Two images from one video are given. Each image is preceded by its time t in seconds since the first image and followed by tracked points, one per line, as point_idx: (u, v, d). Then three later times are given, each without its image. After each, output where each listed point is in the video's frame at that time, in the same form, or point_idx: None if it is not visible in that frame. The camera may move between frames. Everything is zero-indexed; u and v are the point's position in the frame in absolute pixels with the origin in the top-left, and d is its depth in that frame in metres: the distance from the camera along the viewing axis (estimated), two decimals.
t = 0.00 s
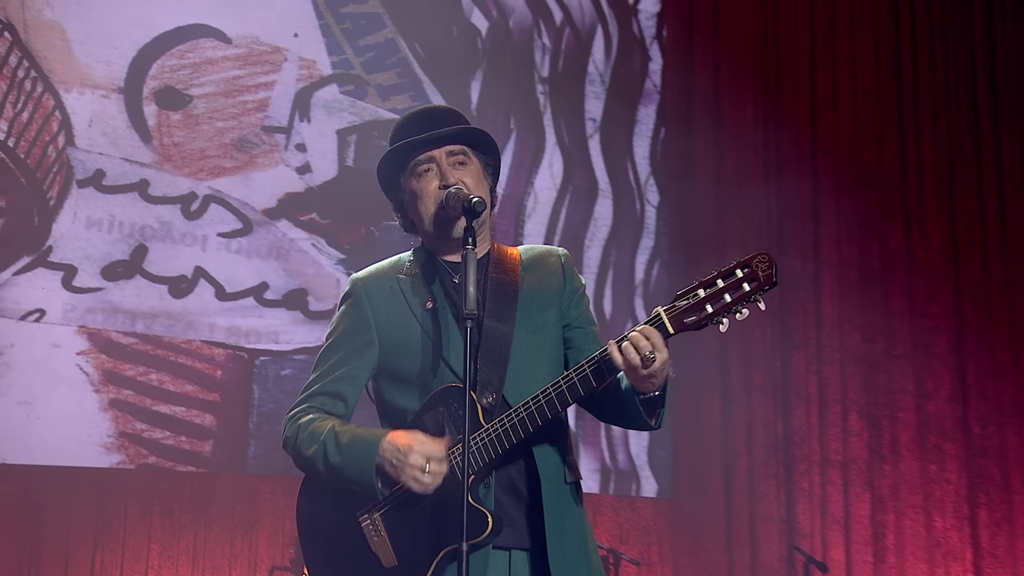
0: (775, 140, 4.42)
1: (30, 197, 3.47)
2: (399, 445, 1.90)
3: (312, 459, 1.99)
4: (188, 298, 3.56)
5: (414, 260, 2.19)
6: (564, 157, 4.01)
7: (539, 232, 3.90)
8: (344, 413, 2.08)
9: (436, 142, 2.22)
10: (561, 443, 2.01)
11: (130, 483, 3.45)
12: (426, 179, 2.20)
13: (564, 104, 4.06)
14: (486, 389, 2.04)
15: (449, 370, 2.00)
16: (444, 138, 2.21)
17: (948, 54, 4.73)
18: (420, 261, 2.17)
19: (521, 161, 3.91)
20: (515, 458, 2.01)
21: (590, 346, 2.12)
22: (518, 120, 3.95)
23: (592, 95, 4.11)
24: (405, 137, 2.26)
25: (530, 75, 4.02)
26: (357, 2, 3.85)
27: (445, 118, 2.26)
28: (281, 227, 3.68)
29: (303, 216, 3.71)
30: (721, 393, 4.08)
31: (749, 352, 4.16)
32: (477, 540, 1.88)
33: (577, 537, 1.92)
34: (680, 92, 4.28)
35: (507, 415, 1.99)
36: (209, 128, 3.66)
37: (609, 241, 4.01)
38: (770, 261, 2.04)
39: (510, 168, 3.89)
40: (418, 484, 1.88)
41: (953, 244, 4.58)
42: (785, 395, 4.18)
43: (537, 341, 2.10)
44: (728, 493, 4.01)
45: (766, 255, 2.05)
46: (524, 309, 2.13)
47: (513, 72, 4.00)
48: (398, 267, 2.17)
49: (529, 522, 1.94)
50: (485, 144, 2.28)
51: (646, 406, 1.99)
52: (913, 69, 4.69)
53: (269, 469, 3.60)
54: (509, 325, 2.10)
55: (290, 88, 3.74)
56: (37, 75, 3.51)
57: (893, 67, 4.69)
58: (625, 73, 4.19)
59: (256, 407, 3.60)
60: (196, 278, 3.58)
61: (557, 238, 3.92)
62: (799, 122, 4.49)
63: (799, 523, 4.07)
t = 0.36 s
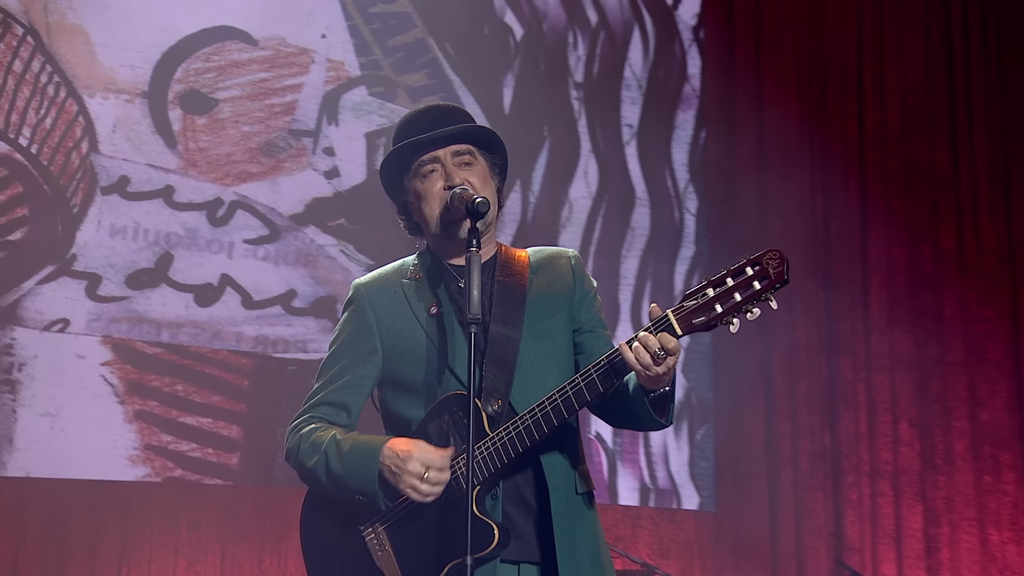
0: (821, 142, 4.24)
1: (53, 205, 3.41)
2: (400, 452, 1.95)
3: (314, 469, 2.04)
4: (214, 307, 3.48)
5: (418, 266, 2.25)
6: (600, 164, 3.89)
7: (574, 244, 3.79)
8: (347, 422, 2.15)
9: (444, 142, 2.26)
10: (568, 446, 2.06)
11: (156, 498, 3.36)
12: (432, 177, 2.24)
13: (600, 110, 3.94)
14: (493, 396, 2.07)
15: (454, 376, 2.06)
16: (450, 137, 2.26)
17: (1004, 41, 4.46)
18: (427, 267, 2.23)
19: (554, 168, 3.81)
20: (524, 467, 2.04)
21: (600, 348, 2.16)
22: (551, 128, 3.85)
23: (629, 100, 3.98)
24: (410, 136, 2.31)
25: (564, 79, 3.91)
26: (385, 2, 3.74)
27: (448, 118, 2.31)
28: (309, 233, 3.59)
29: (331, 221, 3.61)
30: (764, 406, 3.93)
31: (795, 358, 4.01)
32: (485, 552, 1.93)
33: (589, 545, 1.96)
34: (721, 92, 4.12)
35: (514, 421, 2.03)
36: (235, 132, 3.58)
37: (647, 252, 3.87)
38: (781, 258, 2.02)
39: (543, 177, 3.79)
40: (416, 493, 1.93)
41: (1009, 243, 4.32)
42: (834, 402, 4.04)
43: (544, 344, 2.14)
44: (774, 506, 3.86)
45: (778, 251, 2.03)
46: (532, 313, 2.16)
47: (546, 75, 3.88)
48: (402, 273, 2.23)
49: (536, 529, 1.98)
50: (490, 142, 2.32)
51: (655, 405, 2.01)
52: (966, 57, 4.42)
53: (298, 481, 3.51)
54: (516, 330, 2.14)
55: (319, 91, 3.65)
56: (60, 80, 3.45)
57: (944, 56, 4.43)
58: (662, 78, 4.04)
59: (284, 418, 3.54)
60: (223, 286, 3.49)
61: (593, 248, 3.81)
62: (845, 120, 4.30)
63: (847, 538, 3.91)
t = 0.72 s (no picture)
0: (867, 141, 3.84)
1: (78, 214, 3.34)
2: (405, 485, 1.98)
3: (312, 483, 2.11)
4: (242, 317, 3.38)
5: (421, 270, 2.32)
6: (640, 173, 3.76)
7: (611, 255, 3.68)
8: (348, 434, 2.21)
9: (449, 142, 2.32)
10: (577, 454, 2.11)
11: (183, 513, 3.28)
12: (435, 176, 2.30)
13: (638, 116, 3.78)
14: (499, 407, 2.09)
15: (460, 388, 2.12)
16: (453, 137, 2.31)
17: None
18: (432, 272, 2.30)
19: (591, 177, 3.70)
20: (531, 481, 2.09)
21: (610, 354, 2.18)
22: (587, 134, 3.72)
23: (669, 105, 3.82)
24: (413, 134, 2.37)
25: (601, 85, 3.76)
26: (417, 2, 3.63)
27: (453, 117, 2.37)
28: (339, 241, 3.48)
29: (362, 228, 3.49)
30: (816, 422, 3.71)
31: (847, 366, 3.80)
32: (491, 569, 1.97)
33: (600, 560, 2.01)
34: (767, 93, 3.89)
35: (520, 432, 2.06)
36: (263, 137, 3.48)
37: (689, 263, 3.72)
38: (796, 262, 1.94)
39: (580, 187, 3.68)
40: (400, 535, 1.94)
41: None
42: (886, 415, 3.69)
43: (551, 351, 2.17)
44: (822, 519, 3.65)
45: (793, 254, 1.95)
46: (540, 318, 2.20)
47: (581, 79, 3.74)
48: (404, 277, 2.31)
49: (544, 543, 2.03)
50: (493, 140, 2.37)
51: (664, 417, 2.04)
52: None
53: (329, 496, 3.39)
54: (523, 337, 2.17)
55: (348, 94, 3.53)
56: (85, 86, 3.38)
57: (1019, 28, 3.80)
58: (702, 85, 3.85)
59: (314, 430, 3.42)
60: (250, 296, 3.40)
61: (633, 259, 3.69)
62: (896, 115, 3.84)
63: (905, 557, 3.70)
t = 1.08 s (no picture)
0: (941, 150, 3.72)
1: (120, 231, 3.25)
2: (425, 481, 2.21)
3: (331, 501, 2.32)
4: (288, 335, 3.30)
5: (441, 283, 2.53)
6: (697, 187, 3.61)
7: (668, 274, 3.54)
8: (364, 453, 2.42)
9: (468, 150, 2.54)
10: (607, 472, 2.31)
11: (229, 539, 3.19)
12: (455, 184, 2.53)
13: (695, 129, 3.64)
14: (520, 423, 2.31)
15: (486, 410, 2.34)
16: (471, 147, 2.53)
17: None
18: (453, 286, 2.52)
19: (647, 195, 3.56)
20: (554, 502, 2.27)
21: (631, 370, 2.37)
22: (642, 150, 3.58)
23: (728, 118, 3.67)
24: (434, 143, 2.59)
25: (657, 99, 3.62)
26: (465, 8, 3.51)
27: (474, 123, 2.57)
28: (386, 256, 3.41)
29: (410, 243, 3.44)
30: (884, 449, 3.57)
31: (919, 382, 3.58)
32: None
33: None
34: (831, 108, 3.76)
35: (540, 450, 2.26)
36: (307, 151, 3.39)
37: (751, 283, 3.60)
38: (825, 272, 2.13)
39: (636, 204, 3.54)
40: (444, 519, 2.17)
41: None
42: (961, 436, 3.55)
43: (573, 366, 2.39)
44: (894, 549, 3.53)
45: (822, 264, 2.14)
46: (563, 336, 2.41)
47: (636, 92, 3.60)
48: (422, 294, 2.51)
49: (569, 562, 2.22)
50: (507, 147, 2.56)
51: (690, 436, 2.21)
52: None
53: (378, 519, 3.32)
54: (544, 352, 2.39)
55: (394, 105, 3.44)
56: (126, 101, 3.29)
57: None
58: (767, 92, 3.72)
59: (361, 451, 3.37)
60: (296, 313, 3.32)
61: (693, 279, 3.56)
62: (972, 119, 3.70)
63: None
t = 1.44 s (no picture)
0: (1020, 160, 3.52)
1: (164, 251, 3.17)
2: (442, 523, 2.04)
3: (342, 530, 2.17)
4: (336, 357, 3.18)
5: (463, 299, 2.40)
6: (764, 208, 3.39)
7: (733, 296, 3.32)
8: (380, 476, 2.28)
9: (487, 163, 2.36)
10: (634, 497, 2.12)
11: (278, 570, 3.07)
12: (473, 199, 2.34)
13: (763, 143, 3.43)
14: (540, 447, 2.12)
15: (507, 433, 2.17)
16: (493, 156, 2.35)
17: None
18: (476, 304, 2.37)
19: (710, 214, 3.37)
20: (580, 530, 2.10)
21: (661, 387, 2.18)
22: (705, 167, 3.40)
23: (795, 133, 3.46)
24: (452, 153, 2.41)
25: (719, 114, 3.43)
26: (518, 16, 3.40)
27: (492, 134, 2.39)
28: (437, 273, 3.27)
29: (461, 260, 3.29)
30: (966, 479, 3.31)
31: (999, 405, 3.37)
32: None
33: None
34: (904, 116, 3.50)
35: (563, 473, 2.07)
36: (356, 166, 3.27)
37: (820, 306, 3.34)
38: (858, 286, 1.92)
39: (698, 222, 3.36)
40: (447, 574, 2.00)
41: None
42: None
43: (600, 385, 2.20)
44: None
45: (855, 278, 1.93)
46: (586, 350, 2.23)
47: (699, 108, 3.42)
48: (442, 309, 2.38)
49: None
50: (533, 157, 2.39)
51: (716, 464, 2.01)
52: None
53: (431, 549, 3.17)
54: (565, 369, 2.20)
55: (445, 118, 3.33)
56: (171, 118, 3.22)
57: None
58: (833, 109, 3.48)
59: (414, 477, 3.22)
60: (344, 335, 3.20)
61: (757, 303, 3.33)
62: None
63: None
